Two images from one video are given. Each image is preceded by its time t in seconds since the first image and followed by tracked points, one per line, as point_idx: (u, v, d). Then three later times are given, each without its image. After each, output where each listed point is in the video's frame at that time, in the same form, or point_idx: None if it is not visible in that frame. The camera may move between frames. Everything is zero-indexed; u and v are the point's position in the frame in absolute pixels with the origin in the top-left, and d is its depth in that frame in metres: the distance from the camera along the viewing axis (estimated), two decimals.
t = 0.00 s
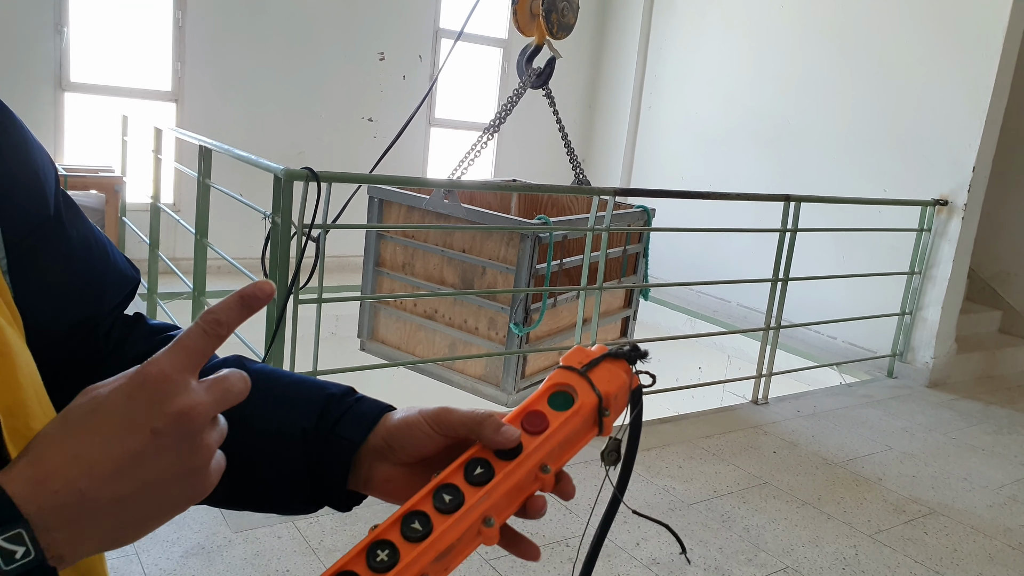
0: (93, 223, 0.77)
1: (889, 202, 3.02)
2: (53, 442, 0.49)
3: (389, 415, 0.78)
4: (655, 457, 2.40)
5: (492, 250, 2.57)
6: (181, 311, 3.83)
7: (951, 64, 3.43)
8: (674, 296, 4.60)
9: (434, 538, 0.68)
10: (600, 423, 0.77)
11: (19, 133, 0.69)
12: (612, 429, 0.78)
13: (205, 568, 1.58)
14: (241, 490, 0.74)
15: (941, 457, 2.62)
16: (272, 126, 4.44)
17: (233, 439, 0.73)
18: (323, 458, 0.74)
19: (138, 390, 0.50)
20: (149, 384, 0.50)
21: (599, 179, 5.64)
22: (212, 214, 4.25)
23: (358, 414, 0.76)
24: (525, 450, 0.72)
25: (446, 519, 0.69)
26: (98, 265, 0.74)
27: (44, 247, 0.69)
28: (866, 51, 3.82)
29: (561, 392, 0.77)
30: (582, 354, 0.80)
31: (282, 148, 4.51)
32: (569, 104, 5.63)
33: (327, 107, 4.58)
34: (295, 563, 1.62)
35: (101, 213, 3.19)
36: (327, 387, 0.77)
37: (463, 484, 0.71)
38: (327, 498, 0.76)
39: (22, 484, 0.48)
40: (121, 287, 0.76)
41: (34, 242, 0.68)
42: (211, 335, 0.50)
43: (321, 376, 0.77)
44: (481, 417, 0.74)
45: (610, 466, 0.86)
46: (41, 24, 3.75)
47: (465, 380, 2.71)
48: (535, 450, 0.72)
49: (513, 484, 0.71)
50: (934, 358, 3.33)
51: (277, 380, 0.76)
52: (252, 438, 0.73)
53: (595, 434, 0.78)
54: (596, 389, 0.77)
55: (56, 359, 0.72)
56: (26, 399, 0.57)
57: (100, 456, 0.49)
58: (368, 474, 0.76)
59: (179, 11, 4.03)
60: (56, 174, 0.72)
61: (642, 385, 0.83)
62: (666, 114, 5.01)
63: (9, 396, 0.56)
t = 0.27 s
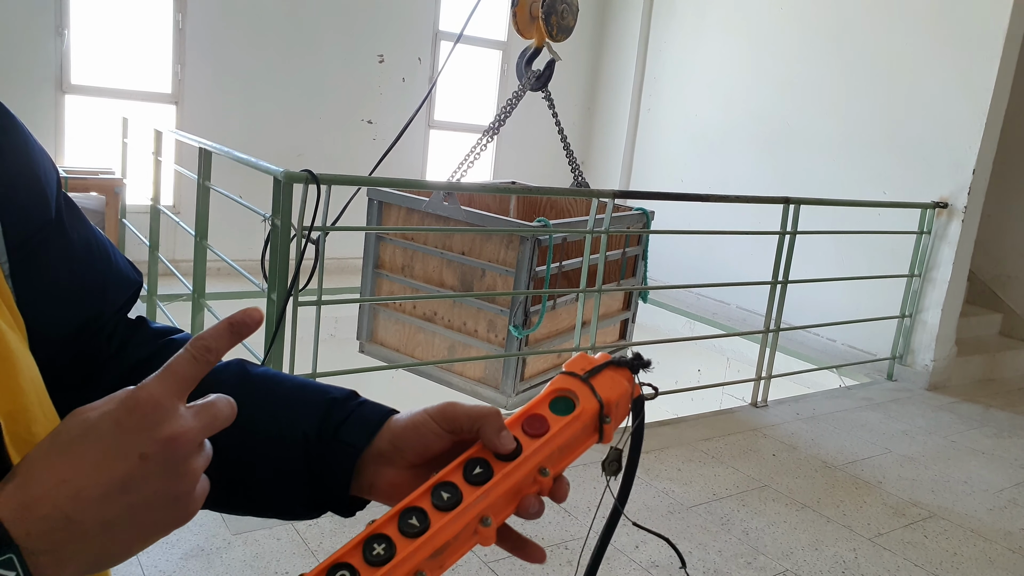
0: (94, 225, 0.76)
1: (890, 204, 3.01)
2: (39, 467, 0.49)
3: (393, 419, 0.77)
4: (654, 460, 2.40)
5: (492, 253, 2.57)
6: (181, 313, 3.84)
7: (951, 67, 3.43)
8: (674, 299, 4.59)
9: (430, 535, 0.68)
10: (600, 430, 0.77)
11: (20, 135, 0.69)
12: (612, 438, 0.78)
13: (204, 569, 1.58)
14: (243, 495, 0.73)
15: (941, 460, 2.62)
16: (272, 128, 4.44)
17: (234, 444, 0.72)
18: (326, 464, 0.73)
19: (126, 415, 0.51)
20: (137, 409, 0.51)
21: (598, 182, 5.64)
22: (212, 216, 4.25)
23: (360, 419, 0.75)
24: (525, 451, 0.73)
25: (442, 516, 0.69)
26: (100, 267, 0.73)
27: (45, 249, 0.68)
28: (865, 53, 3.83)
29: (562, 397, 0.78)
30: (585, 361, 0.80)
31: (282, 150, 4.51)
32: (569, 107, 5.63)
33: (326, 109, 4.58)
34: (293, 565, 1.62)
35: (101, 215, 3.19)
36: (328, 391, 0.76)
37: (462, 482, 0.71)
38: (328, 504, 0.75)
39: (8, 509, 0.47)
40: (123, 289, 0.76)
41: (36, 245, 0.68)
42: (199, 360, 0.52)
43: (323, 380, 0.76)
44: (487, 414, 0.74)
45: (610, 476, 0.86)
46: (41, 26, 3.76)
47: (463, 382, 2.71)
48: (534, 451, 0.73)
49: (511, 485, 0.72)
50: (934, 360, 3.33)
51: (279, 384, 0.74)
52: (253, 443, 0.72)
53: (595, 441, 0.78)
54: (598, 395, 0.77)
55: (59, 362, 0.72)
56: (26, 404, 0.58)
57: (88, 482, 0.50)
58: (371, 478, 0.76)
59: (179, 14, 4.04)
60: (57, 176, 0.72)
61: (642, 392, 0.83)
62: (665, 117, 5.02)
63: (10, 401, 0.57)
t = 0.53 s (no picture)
0: (100, 231, 0.77)
1: (891, 207, 3.01)
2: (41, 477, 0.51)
3: (399, 429, 0.77)
4: (655, 463, 2.39)
5: (493, 256, 2.57)
6: (181, 315, 3.84)
7: (951, 69, 3.42)
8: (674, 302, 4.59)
9: (433, 543, 0.68)
10: (605, 437, 0.77)
11: (29, 141, 0.70)
12: (617, 444, 0.78)
13: (204, 572, 1.58)
14: (250, 504, 0.74)
15: (943, 463, 2.61)
16: (272, 131, 4.45)
17: (242, 454, 0.73)
18: (333, 473, 0.74)
19: (126, 427, 0.53)
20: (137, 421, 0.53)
21: (597, 185, 5.64)
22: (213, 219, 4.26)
23: (367, 428, 0.76)
24: (528, 459, 0.73)
25: (446, 524, 0.69)
26: (108, 274, 0.74)
27: (54, 257, 0.69)
28: (865, 55, 3.82)
29: (566, 404, 0.78)
30: (588, 368, 0.81)
31: (282, 153, 4.51)
32: (569, 109, 5.63)
33: (326, 112, 4.59)
34: (293, 568, 1.62)
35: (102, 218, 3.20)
36: (335, 400, 0.76)
37: (466, 490, 0.71)
38: (335, 514, 0.75)
39: (11, 517, 0.49)
40: (132, 295, 0.76)
41: (44, 252, 0.68)
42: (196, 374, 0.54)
43: (329, 389, 0.77)
44: (495, 423, 0.74)
45: (616, 482, 0.86)
46: (42, 30, 3.76)
47: (463, 385, 2.72)
48: (538, 459, 0.73)
49: (515, 492, 0.72)
50: (935, 363, 3.32)
51: (285, 394, 0.75)
52: (260, 453, 0.73)
53: (600, 448, 0.78)
54: (601, 401, 0.77)
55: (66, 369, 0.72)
56: (36, 414, 0.58)
57: (88, 490, 0.51)
58: (379, 489, 0.76)
59: (179, 17, 4.05)
60: (63, 183, 0.73)
61: (646, 399, 0.83)
62: (665, 120, 5.02)
63: (17, 408, 0.57)
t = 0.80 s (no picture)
0: (106, 232, 0.77)
1: (890, 210, 3.02)
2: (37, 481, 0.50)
3: (403, 432, 0.77)
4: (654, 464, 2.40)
5: (493, 257, 2.57)
6: (179, 314, 3.83)
7: (950, 73, 3.44)
8: (672, 303, 4.60)
9: (435, 545, 0.68)
10: (609, 442, 0.77)
11: (35, 142, 0.70)
12: (621, 449, 0.78)
13: (203, 572, 1.58)
14: (254, 507, 0.74)
15: (939, 464, 2.63)
16: (272, 130, 4.44)
17: (246, 456, 0.73)
18: (337, 477, 0.74)
19: (123, 432, 0.53)
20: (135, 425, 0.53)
21: (597, 186, 5.65)
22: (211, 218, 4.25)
23: (371, 432, 0.76)
24: (531, 462, 0.73)
25: (448, 527, 0.69)
26: (111, 274, 0.73)
27: (56, 256, 0.69)
28: (865, 59, 3.84)
29: (570, 409, 0.78)
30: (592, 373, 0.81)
31: (282, 152, 4.51)
32: (569, 110, 5.64)
33: (327, 112, 4.59)
34: (293, 569, 1.62)
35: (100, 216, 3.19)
36: (339, 403, 0.76)
37: (468, 493, 0.71)
38: (338, 516, 0.75)
39: (7, 522, 0.49)
40: (136, 296, 0.76)
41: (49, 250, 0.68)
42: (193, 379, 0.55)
43: (334, 393, 0.77)
44: (499, 427, 0.75)
45: (621, 488, 0.86)
46: (42, 28, 3.76)
47: (463, 385, 2.72)
48: (541, 462, 0.73)
49: (518, 496, 0.72)
50: (932, 365, 3.34)
51: (290, 397, 0.75)
52: (263, 456, 0.73)
53: (603, 453, 0.78)
54: (605, 406, 0.77)
55: (68, 371, 0.72)
56: (35, 414, 0.58)
57: (86, 495, 0.51)
58: (383, 494, 0.75)
59: (179, 16, 4.04)
60: (69, 183, 0.73)
61: (651, 405, 0.83)
62: (665, 122, 5.03)
63: (19, 409, 0.57)
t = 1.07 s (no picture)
0: (110, 232, 0.77)
1: (887, 212, 3.04)
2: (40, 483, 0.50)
3: (406, 434, 0.77)
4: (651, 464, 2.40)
5: (493, 256, 2.57)
6: (176, 313, 3.83)
7: (947, 75, 3.45)
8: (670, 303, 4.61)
9: (439, 550, 0.68)
10: (609, 442, 0.78)
11: (40, 141, 0.70)
12: (621, 449, 0.78)
13: (201, 572, 1.58)
14: (257, 507, 0.74)
15: (936, 465, 2.64)
16: (270, 129, 4.44)
17: (249, 456, 0.73)
18: (340, 478, 0.74)
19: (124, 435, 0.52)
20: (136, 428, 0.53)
21: (595, 187, 5.66)
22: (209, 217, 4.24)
23: (374, 432, 0.75)
24: (533, 465, 0.74)
25: (452, 531, 0.69)
26: (114, 274, 0.73)
27: (59, 255, 0.69)
28: (864, 61, 3.85)
29: (570, 410, 0.78)
30: (593, 374, 0.81)
31: (280, 152, 4.50)
32: (567, 112, 5.64)
33: (325, 112, 4.58)
34: (291, 568, 1.62)
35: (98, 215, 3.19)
36: (343, 404, 0.77)
37: (470, 497, 0.71)
38: (340, 516, 0.75)
39: (9, 523, 0.49)
40: (139, 294, 0.76)
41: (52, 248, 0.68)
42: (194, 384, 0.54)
43: (337, 394, 0.77)
44: (502, 432, 0.75)
45: (621, 488, 0.87)
46: (40, 26, 3.75)
47: (462, 385, 2.72)
48: (542, 464, 0.74)
49: (519, 499, 0.72)
50: (928, 366, 3.35)
51: (293, 397, 0.75)
52: (266, 456, 0.72)
53: (604, 454, 0.79)
54: (605, 407, 0.78)
55: (69, 370, 0.72)
56: (36, 414, 0.58)
57: (87, 497, 0.51)
58: (386, 495, 0.76)
59: (178, 14, 4.03)
60: (73, 183, 0.73)
61: (652, 403, 0.84)
62: (663, 123, 5.04)
63: (20, 407, 0.57)
